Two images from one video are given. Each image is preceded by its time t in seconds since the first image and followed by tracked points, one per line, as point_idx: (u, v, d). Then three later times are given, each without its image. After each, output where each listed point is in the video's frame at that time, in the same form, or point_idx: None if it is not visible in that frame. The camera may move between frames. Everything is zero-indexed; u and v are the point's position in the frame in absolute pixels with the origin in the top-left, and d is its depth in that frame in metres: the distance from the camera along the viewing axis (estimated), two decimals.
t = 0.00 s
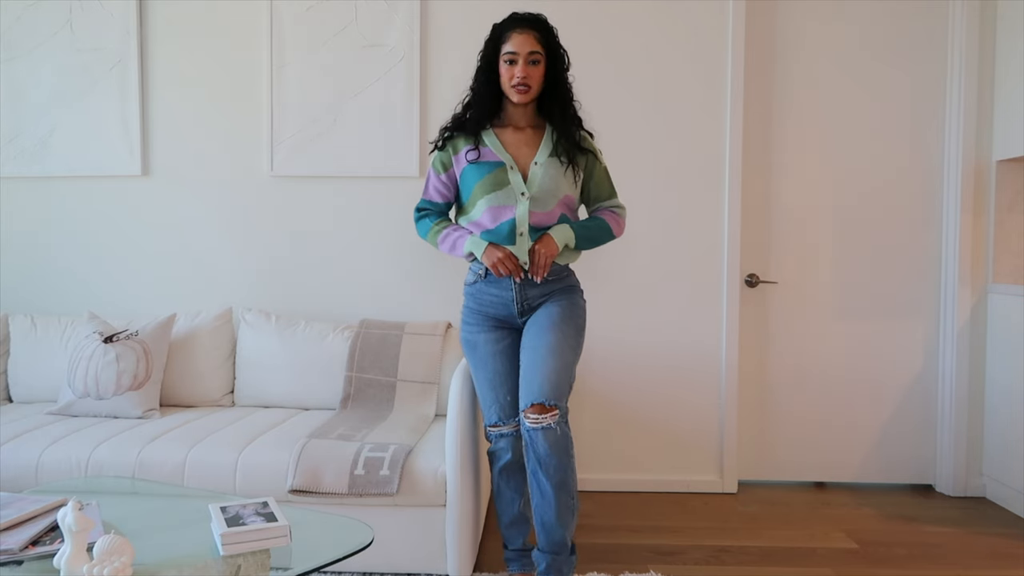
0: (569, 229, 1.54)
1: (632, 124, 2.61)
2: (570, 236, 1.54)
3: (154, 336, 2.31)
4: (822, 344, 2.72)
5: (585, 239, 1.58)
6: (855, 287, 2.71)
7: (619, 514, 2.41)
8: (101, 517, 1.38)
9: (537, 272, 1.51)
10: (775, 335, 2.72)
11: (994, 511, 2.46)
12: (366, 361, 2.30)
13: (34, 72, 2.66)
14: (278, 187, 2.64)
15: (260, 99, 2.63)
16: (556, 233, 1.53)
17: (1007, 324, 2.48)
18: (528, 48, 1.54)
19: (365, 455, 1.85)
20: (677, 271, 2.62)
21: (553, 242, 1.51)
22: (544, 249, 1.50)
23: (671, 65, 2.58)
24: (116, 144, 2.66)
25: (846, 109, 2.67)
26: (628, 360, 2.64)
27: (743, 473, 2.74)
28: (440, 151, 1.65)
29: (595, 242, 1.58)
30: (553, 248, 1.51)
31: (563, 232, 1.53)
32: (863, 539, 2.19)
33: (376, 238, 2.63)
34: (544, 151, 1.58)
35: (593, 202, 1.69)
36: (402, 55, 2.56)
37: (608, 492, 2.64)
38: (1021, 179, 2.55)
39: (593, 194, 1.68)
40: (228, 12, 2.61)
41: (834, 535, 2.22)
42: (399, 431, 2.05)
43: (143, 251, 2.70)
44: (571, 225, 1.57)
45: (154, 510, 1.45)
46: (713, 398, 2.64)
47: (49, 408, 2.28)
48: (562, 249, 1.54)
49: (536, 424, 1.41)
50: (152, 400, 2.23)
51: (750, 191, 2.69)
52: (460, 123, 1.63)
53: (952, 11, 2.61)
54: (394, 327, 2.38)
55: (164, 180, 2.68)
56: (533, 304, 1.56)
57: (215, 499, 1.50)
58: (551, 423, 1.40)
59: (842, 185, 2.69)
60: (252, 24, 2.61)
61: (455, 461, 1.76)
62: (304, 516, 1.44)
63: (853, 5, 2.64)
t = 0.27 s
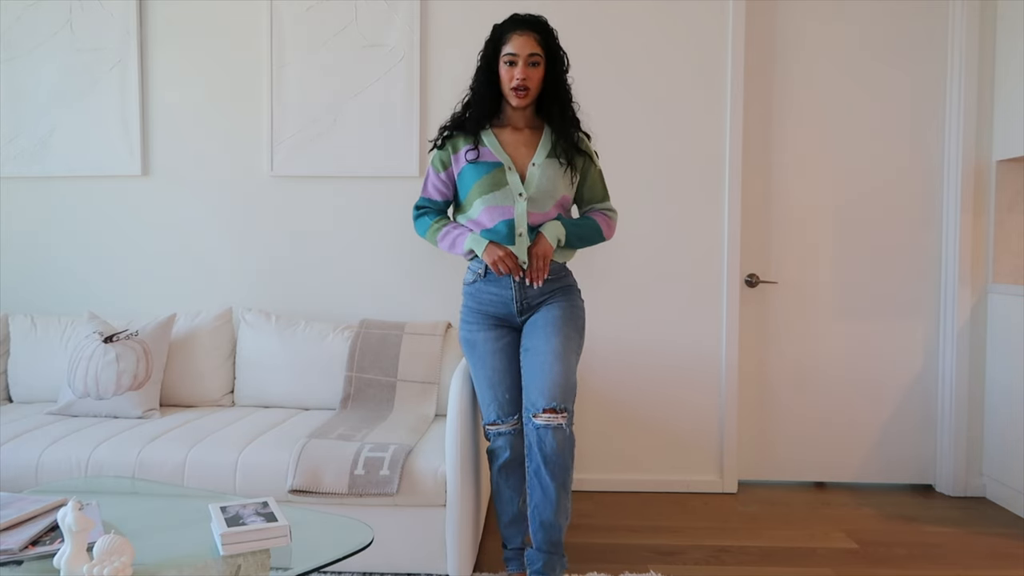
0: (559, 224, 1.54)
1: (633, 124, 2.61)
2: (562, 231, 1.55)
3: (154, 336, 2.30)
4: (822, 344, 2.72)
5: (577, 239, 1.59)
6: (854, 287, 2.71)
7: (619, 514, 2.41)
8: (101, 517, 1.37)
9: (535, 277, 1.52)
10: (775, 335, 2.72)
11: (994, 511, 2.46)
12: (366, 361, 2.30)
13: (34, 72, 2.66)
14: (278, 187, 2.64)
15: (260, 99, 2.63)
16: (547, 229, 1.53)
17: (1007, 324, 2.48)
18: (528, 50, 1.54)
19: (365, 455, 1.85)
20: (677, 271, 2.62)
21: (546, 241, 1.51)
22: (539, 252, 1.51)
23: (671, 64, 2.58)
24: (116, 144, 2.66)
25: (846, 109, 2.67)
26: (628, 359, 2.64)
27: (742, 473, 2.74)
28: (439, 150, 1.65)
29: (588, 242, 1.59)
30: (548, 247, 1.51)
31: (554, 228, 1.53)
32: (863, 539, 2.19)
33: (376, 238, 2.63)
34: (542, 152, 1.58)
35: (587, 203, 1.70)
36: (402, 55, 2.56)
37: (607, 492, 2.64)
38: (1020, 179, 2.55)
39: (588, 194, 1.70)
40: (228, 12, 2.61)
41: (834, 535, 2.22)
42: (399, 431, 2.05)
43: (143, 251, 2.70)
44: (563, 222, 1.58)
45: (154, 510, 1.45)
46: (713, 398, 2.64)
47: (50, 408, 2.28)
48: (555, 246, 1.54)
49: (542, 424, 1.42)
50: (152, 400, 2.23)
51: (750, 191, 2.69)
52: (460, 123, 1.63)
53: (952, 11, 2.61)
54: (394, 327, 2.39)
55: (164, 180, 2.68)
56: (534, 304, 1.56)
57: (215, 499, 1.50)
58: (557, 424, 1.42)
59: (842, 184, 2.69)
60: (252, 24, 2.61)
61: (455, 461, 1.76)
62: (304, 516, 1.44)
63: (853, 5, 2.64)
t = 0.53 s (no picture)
0: (567, 225, 1.54)
1: (633, 124, 2.60)
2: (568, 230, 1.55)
3: (154, 336, 2.30)
4: (822, 344, 2.72)
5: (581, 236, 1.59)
6: (854, 287, 2.71)
7: (619, 514, 2.41)
8: (101, 517, 1.37)
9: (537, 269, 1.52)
10: (775, 335, 2.72)
11: (994, 511, 2.46)
12: (366, 361, 2.30)
13: (34, 72, 2.66)
14: (278, 187, 2.64)
15: (260, 99, 2.63)
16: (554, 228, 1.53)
17: (1007, 324, 2.48)
18: (527, 51, 1.54)
19: (365, 455, 1.85)
20: (677, 271, 2.62)
21: (552, 238, 1.51)
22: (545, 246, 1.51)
23: (671, 64, 2.58)
24: (116, 144, 2.66)
25: (846, 108, 2.67)
26: (628, 359, 2.64)
27: (742, 473, 2.74)
28: (439, 152, 1.65)
29: (592, 238, 1.58)
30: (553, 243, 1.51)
31: (562, 227, 1.54)
32: (863, 539, 2.19)
33: (376, 238, 2.63)
34: (541, 152, 1.58)
35: (592, 201, 1.71)
36: (402, 55, 2.57)
37: (607, 492, 2.64)
38: (1020, 179, 2.55)
39: (589, 192, 1.70)
40: (228, 12, 2.61)
41: (834, 535, 2.22)
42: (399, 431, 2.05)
43: (143, 251, 2.70)
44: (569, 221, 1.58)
45: (154, 510, 1.45)
46: (713, 398, 2.64)
47: (50, 408, 2.28)
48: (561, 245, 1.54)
49: (539, 422, 1.41)
50: (152, 400, 2.23)
51: (750, 191, 2.69)
52: (459, 123, 1.63)
53: (952, 11, 2.61)
54: (394, 327, 2.39)
55: (164, 180, 2.68)
56: (533, 303, 1.56)
57: (215, 499, 1.50)
58: (554, 422, 1.41)
59: (841, 184, 2.69)
60: (252, 24, 2.61)
61: (455, 461, 1.76)
62: (303, 516, 1.44)
63: (853, 5, 2.64)
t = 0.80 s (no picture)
0: (572, 219, 1.56)
1: (633, 124, 2.60)
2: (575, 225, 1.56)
3: (154, 337, 2.30)
4: (822, 344, 2.72)
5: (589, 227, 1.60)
6: (854, 287, 2.71)
7: (619, 514, 2.41)
8: (101, 518, 1.38)
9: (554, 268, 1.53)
10: (775, 335, 2.72)
11: (994, 511, 2.46)
12: (366, 361, 2.30)
13: (34, 72, 2.66)
14: (278, 187, 2.64)
15: (260, 99, 2.63)
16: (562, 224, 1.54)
17: (1007, 324, 2.48)
18: (527, 53, 1.55)
19: (365, 455, 1.85)
20: (677, 271, 2.62)
21: (561, 233, 1.53)
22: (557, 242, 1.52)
23: (671, 64, 2.58)
24: (116, 145, 2.66)
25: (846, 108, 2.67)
26: (628, 359, 2.64)
27: (742, 473, 2.74)
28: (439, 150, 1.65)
29: (598, 230, 1.60)
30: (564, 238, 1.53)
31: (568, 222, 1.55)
32: (863, 539, 2.19)
33: (377, 238, 2.63)
34: (541, 151, 1.58)
35: (596, 194, 1.71)
36: (402, 55, 2.57)
37: (607, 492, 2.64)
38: (1020, 179, 2.55)
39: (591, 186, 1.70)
40: (228, 12, 2.61)
41: (834, 535, 2.22)
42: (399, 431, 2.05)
43: (143, 251, 2.70)
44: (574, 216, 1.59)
45: (154, 510, 1.45)
46: (712, 398, 2.64)
47: (50, 408, 2.28)
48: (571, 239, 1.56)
49: (537, 424, 1.41)
50: (152, 400, 2.23)
51: (750, 191, 2.69)
52: (460, 123, 1.63)
53: (952, 11, 2.61)
54: (394, 328, 2.39)
55: (164, 181, 2.68)
56: (533, 302, 1.56)
57: (214, 499, 1.50)
58: (551, 423, 1.41)
59: (842, 184, 2.69)
60: (252, 25, 2.61)
61: (455, 461, 1.76)
62: (303, 516, 1.44)
63: (852, 5, 2.64)
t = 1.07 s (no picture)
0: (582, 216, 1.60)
1: (632, 124, 2.60)
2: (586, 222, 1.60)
3: (154, 337, 2.30)
4: (822, 344, 2.72)
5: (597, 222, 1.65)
6: (854, 287, 2.71)
7: (619, 514, 2.41)
8: (101, 517, 1.37)
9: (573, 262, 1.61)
10: (775, 335, 2.72)
11: (994, 511, 2.46)
12: (366, 361, 2.30)
13: (34, 72, 2.66)
14: (278, 187, 2.64)
15: (260, 99, 2.63)
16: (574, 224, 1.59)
17: (1007, 324, 2.48)
18: (527, 52, 1.54)
19: (365, 455, 1.85)
20: (677, 270, 2.62)
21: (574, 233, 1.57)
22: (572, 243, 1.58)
23: (671, 64, 2.58)
24: (116, 145, 2.66)
25: (846, 108, 2.67)
26: (628, 359, 2.64)
27: (743, 473, 2.74)
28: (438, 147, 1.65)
29: (606, 226, 1.65)
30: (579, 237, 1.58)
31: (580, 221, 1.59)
32: (863, 539, 2.19)
33: (376, 237, 2.63)
34: (542, 149, 1.58)
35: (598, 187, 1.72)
36: (402, 55, 2.57)
37: (607, 492, 2.64)
38: (1020, 179, 2.55)
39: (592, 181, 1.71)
40: (228, 12, 2.61)
41: (834, 535, 2.22)
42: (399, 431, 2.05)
43: (143, 251, 2.70)
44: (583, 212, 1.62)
45: (154, 510, 1.45)
46: (712, 398, 2.64)
47: (49, 408, 2.28)
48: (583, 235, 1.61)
49: (539, 429, 1.41)
50: (152, 400, 2.23)
51: (750, 191, 2.69)
52: (460, 121, 1.63)
53: (952, 10, 2.61)
54: (394, 328, 2.38)
55: (164, 181, 2.68)
56: (534, 303, 1.56)
57: (214, 499, 1.50)
58: (552, 428, 1.41)
59: (842, 183, 2.69)
60: (252, 25, 2.61)
61: (455, 461, 1.76)
62: (303, 516, 1.44)
63: (852, 5, 2.64)
